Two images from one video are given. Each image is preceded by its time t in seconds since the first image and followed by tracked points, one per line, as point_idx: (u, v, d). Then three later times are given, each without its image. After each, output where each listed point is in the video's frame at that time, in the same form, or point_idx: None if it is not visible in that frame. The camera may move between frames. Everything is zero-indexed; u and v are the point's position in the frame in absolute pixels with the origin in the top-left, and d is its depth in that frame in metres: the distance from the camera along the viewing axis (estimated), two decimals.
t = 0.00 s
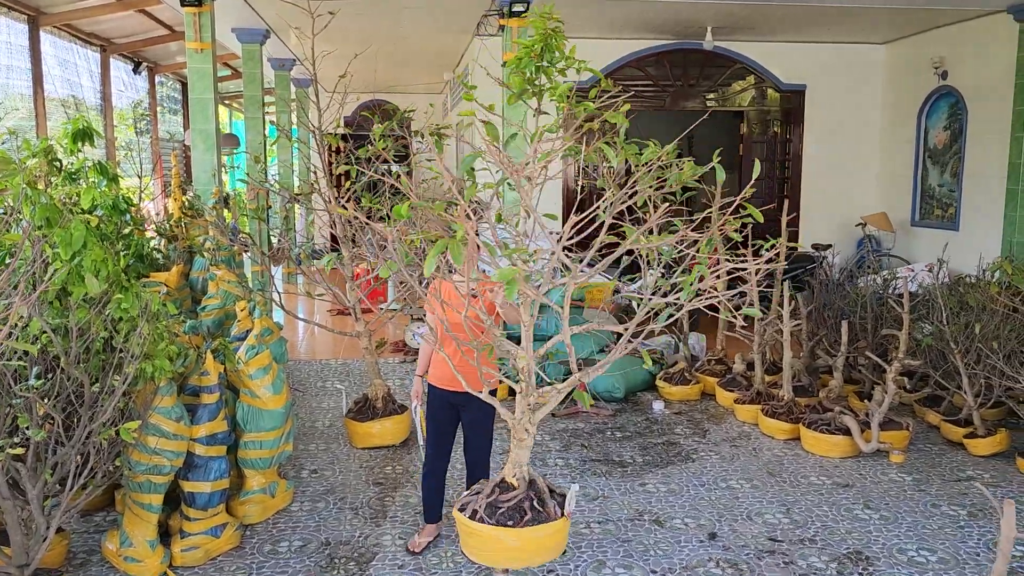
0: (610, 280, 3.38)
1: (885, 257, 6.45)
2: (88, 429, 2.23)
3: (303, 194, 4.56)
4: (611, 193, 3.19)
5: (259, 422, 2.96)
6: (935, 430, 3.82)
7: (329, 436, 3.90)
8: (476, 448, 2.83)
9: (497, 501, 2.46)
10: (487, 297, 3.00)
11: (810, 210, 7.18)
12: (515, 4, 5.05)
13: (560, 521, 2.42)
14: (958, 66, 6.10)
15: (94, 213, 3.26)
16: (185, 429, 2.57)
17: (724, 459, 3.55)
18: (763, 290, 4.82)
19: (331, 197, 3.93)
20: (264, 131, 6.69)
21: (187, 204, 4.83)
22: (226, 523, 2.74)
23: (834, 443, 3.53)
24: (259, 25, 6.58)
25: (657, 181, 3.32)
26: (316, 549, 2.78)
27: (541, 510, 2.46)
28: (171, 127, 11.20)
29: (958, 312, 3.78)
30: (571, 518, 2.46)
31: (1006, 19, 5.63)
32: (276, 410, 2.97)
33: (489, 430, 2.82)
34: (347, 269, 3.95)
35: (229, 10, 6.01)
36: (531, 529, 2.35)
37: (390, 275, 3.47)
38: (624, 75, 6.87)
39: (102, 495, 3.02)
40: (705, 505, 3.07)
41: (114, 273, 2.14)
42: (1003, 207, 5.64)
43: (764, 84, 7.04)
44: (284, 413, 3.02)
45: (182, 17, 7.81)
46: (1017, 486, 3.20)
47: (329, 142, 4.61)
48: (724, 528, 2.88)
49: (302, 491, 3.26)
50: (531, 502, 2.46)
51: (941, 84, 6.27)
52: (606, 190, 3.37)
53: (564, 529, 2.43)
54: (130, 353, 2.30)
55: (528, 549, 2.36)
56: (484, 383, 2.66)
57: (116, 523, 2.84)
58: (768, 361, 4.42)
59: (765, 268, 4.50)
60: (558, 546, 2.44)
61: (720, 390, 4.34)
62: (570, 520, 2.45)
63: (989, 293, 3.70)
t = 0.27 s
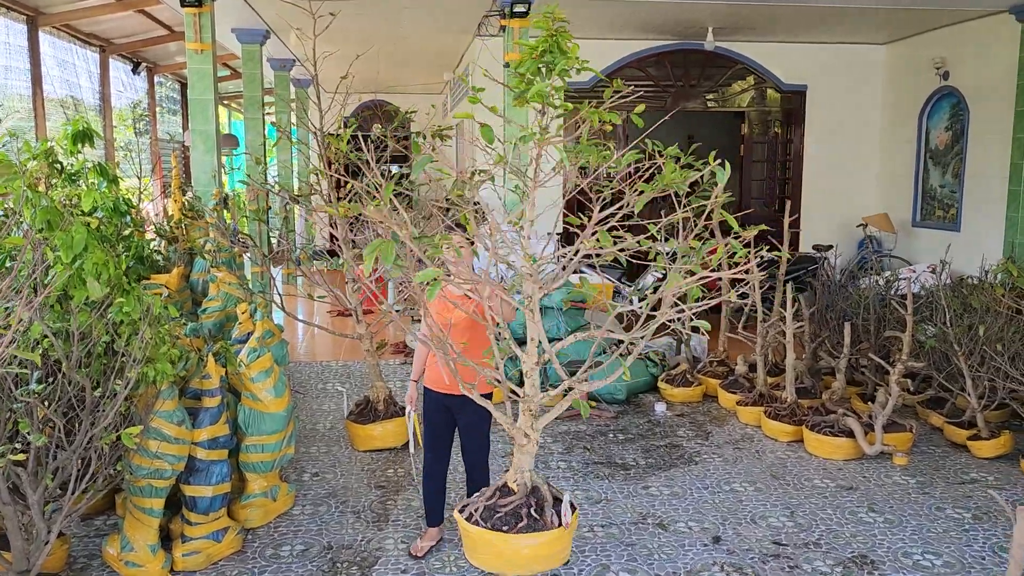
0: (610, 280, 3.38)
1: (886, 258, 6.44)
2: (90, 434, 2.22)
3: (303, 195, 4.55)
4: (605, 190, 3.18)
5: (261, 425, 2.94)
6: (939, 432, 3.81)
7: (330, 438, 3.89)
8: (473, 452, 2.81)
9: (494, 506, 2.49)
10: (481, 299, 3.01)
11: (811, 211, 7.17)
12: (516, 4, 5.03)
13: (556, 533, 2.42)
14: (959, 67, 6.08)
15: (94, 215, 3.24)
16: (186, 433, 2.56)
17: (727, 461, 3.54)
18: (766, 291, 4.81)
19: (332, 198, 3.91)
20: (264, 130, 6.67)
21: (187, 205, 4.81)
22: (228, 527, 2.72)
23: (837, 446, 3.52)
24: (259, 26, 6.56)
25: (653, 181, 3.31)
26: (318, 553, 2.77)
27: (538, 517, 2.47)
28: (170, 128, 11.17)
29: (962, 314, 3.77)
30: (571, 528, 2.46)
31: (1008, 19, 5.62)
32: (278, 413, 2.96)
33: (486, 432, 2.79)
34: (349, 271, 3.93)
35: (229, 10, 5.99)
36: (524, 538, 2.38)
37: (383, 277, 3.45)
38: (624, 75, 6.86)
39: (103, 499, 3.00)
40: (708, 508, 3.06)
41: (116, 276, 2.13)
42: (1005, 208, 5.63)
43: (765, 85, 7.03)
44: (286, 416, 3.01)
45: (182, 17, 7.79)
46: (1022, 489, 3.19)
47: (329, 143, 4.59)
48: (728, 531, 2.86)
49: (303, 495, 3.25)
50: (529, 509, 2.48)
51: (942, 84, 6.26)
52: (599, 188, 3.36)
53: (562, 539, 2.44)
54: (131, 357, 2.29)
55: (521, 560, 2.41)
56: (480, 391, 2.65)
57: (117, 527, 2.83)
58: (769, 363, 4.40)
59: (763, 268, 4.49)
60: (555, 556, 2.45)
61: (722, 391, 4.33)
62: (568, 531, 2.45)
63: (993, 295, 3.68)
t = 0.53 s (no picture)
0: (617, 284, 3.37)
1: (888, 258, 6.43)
2: (91, 438, 2.20)
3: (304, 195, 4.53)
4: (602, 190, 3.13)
5: (262, 428, 2.93)
6: (943, 434, 3.80)
7: (331, 441, 3.87)
8: (473, 455, 2.79)
9: (493, 509, 2.48)
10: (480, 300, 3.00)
11: (812, 211, 7.15)
12: (518, 4, 5.01)
13: (548, 542, 2.35)
14: (961, 67, 6.06)
15: (93, 217, 3.21)
16: (187, 437, 2.54)
17: (730, 464, 3.52)
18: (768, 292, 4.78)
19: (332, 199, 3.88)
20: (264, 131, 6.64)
21: (188, 206, 4.79)
22: (229, 531, 2.70)
23: (841, 448, 3.50)
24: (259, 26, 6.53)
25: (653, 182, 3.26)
26: (320, 557, 2.75)
27: (533, 526, 2.41)
28: (169, 128, 11.14)
29: (966, 316, 3.75)
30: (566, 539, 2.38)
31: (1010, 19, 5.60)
32: (279, 416, 2.94)
33: (486, 435, 2.77)
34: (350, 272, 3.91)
35: (229, 10, 5.97)
36: (514, 542, 2.33)
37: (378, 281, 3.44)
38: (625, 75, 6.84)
39: (103, 503, 2.98)
40: (712, 512, 3.04)
41: (116, 279, 2.11)
42: (1008, 209, 5.61)
43: (766, 85, 7.01)
44: (287, 419, 2.99)
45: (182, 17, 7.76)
46: None
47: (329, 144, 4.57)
48: (732, 535, 2.85)
49: (305, 498, 3.23)
50: (525, 516, 2.44)
51: (944, 85, 6.24)
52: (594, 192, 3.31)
53: (555, 550, 2.36)
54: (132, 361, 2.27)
55: (515, 567, 2.35)
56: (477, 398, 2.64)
57: (117, 531, 2.81)
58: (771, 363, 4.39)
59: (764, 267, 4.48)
60: (552, 565, 2.37)
61: (725, 393, 4.31)
62: (563, 541, 2.37)
63: (998, 297, 3.66)
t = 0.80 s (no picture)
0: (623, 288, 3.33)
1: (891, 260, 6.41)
2: (93, 444, 2.18)
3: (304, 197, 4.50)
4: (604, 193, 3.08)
5: (264, 432, 2.90)
6: (948, 437, 3.78)
7: (333, 444, 3.85)
8: (476, 457, 2.77)
9: (494, 513, 2.46)
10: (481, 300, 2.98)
11: (814, 212, 7.13)
12: (520, 5, 4.99)
13: (543, 551, 2.27)
14: (964, 68, 6.05)
15: (94, 219, 3.19)
16: (189, 442, 2.52)
17: (735, 467, 3.51)
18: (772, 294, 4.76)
19: (333, 200, 3.86)
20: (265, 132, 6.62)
21: (188, 207, 4.76)
22: (231, 536, 2.68)
23: (846, 451, 3.48)
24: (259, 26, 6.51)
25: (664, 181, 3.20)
26: (323, 562, 2.73)
27: (530, 534, 2.35)
28: (169, 129, 11.11)
29: (971, 318, 3.73)
30: (561, 550, 2.28)
31: (1013, 20, 5.59)
32: (281, 420, 2.92)
33: (489, 437, 2.75)
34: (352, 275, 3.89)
35: (229, 10, 5.95)
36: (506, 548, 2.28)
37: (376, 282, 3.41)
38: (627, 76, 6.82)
39: (104, 507, 2.96)
40: (718, 516, 3.02)
41: (118, 283, 2.09)
42: (1011, 210, 5.59)
43: (768, 86, 6.99)
44: (289, 423, 2.97)
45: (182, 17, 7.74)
46: None
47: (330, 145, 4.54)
48: (738, 539, 2.83)
49: (307, 502, 3.21)
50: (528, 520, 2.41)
51: (947, 85, 6.22)
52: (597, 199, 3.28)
53: (549, 561, 2.28)
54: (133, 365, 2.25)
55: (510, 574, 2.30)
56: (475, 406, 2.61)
57: (118, 536, 2.79)
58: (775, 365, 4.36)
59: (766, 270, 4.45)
60: None
61: (728, 396, 4.29)
62: (557, 552, 2.27)
63: (1004, 299, 3.64)
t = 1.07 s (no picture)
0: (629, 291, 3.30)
1: (894, 262, 6.39)
2: (94, 451, 2.15)
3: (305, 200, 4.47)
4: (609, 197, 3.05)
5: (266, 438, 2.88)
6: (954, 441, 3.75)
7: (335, 448, 3.82)
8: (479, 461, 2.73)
9: (498, 518, 2.43)
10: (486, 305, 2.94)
11: (816, 214, 7.12)
12: (522, 6, 4.96)
13: (537, 562, 2.21)
14: (967, 70, 6.03)
15: (94, 221, 3.16)
16: (191, 448, 2.49)
17: (740, 472, 3.48)
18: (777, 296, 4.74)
19: (335, 203, 3.83)
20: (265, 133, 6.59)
21: (189, 209, 4.74)
22: (233, 543, 2.65)
23: (852, 456, 3.46)
24: (260, 27, 6.49)
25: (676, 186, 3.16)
26: (326, 570, 2.70)
27: (528, 543, 2.31)
28: (168, 130, 11.09)
29: (978, 322, 3.70)
30: (556, 563, 2.21)
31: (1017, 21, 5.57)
32: (284, 426, 2.90)
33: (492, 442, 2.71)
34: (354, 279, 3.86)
35: (230, 11, 5.92)
36: (502, 554, 2.25)
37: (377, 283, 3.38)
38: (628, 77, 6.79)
39: (105, 513, 2.93)
40: (724, 522, 2.99)
41: (120, 288, 2.06)
42: (1015, 212, 5.57)
43: (770, 87, 6.97)
44: (291, 429, 2.94)
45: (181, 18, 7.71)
46: None
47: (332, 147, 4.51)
48: (745, 546, 2.80)
49: (310, 508, 3.18)
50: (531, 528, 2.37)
51: (950, 87, 6.20)
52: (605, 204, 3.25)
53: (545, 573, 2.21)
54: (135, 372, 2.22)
55: None
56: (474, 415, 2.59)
57: (120, 543, 2.76)
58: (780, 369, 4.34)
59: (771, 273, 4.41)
60: None
61: (732, 399, 4.27)
62: (552, 564, 2.21)
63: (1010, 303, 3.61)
